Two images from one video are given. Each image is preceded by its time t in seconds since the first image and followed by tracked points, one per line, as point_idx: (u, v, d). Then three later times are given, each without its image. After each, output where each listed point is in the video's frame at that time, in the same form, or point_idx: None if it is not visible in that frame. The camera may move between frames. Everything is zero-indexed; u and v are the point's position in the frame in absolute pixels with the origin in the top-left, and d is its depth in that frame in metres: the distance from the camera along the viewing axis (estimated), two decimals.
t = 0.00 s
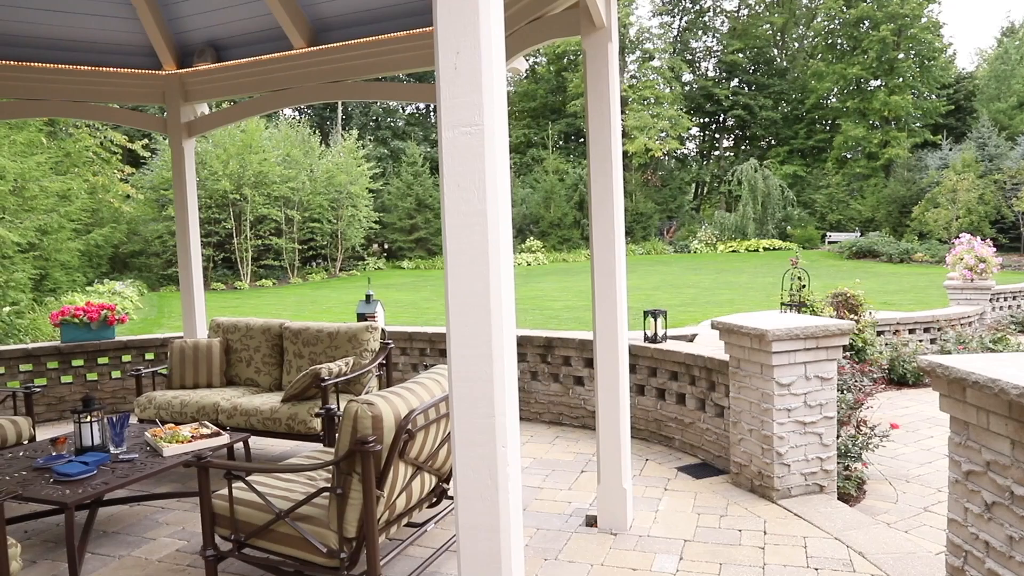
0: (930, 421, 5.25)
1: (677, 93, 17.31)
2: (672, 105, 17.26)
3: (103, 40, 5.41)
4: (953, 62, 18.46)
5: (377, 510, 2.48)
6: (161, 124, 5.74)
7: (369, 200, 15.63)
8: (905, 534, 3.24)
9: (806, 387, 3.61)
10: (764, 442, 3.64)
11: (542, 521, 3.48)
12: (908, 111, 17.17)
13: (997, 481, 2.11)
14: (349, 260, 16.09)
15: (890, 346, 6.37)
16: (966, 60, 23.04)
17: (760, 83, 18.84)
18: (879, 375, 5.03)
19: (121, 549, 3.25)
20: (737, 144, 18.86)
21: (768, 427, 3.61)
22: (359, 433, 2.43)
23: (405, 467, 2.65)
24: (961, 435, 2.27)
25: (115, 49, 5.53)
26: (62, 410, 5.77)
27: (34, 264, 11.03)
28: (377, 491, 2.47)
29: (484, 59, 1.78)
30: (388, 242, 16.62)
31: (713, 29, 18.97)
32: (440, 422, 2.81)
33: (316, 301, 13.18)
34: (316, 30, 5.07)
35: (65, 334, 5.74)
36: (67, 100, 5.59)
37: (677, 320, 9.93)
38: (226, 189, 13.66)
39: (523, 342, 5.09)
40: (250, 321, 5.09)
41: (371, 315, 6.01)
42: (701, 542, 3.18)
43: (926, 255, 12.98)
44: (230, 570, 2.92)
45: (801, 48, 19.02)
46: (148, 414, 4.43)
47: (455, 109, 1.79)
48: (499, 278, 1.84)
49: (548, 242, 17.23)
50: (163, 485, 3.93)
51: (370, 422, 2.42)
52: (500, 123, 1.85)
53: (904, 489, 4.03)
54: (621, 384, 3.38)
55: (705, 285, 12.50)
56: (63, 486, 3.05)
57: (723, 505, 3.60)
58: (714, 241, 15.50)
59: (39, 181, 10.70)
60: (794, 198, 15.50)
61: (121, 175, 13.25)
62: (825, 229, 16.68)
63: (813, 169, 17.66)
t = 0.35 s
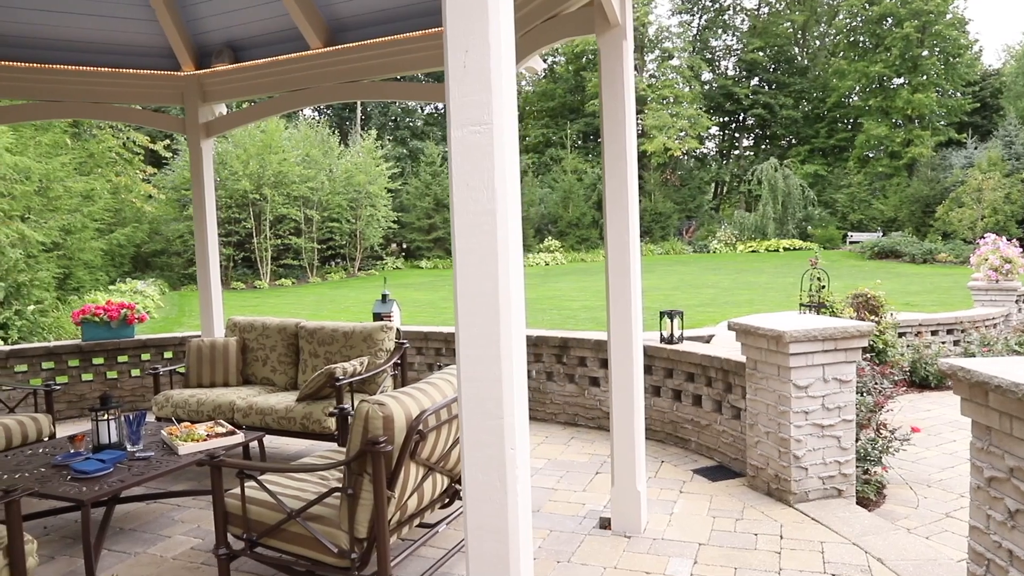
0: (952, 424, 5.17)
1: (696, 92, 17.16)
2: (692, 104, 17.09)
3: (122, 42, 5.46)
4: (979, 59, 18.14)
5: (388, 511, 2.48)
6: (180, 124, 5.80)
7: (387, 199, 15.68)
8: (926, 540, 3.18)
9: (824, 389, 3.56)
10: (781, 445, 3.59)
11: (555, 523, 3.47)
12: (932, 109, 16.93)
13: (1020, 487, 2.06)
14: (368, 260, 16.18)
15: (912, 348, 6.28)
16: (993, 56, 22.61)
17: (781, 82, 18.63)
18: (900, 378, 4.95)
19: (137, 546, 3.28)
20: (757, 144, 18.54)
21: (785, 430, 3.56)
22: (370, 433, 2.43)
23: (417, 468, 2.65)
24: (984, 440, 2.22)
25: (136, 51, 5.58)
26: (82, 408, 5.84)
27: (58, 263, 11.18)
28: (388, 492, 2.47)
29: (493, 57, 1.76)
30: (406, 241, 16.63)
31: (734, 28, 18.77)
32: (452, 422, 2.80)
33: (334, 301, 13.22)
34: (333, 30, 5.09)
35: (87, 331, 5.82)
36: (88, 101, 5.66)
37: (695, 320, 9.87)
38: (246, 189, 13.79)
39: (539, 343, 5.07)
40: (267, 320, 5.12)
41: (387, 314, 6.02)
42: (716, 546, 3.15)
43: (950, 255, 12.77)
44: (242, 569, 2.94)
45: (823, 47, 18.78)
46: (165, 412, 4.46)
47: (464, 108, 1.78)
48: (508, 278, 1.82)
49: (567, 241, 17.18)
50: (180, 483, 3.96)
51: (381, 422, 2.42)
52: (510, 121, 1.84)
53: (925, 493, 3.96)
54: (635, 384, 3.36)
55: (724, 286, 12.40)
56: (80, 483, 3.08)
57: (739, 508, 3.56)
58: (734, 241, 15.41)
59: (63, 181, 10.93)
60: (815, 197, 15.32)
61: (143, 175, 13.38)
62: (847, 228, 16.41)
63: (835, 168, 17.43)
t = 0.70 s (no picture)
0: (976, 429, 5.07)
1: (716, 91, 16.82)
2: (712, 103, 16.71)
3: (142, 44, 5.52)
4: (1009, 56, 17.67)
5: (399, 512, 2.48)
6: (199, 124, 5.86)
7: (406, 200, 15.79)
8: (948, 547, 3.12)
9: (843, 392, 3.50)
10: (799, 448, 3.54)
11: (568, 524, 3.45)
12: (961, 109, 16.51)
13: None
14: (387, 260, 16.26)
15: (934, 350, 6.18)
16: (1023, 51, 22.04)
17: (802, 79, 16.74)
18: (922, 381, 4.87)
19: (154, 543, 3.30)
20: (778, 143, 16.78)
21: (803, 432, 3.52)
22: (381, 434, 2.42)
23: (428, 468, 2.64)
24: (1007, 446, 2.16)
25: (156, 53, 5.65)
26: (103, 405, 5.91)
27: (82, 262, 11.27)
28: (399, 492, 2.47)
29: (504, 55, 1.75)
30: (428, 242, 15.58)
31: (754, 26, 18.35)
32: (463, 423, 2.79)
33: (352, 301, 13.37)
34: (350, 30, 5.15)
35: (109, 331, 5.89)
36: (110, 103, 5.74)
37: (713, 321, 9.79)
38: (266, 189, 14.44)
39: (554, 343, 5.05)
40: (283, 320, 5.15)
41: (403, 315, 6.04)
42: (732, 550, 3.11)
43: (975, 256, 12.58)
44: (256, 568, 2.95)
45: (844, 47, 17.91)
46: (182, 411, 4.50)
47: (474, 107, 1.76)
48: (518, 278, 1.81)
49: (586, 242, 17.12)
50: (197, 481, 3.99)
51: (392, 423, 2.41)
52: (521, 119, 1.82)
53: (947, 499, 3.89)
54: (651, 386, 3.32)
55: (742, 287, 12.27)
56: (98, 480, 3.12)
57: (756, 512, 3.51)
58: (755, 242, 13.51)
59: (87, 182, 11.47)
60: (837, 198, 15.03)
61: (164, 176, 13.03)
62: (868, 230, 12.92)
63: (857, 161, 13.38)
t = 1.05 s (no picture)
0: (1001, 434, 4.97)
1: (737, 90, 16.46)
2: (733, 103, 16.42)
3: (160, 46, 5.58)
4: None
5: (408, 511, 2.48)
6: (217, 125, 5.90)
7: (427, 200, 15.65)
8: (970, 554, 3.05)
9: (862, 395, 3.45)
10: (816, 452, 3.49)
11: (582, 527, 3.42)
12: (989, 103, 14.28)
13: None
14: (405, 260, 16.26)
15: (958, 352, 6.08)
16: None
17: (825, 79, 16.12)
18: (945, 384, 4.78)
19: (169, 541, 3.33)
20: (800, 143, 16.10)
21: (821, 436, 3.46)
22: (386, 434, 2.43)
23: (435, 466, 2.64)
24: None
25: (176, 55, 5.71)
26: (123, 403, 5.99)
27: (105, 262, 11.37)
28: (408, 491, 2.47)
29: (512, 54, 1.73)
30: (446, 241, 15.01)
31: (775, 24, 17.49)
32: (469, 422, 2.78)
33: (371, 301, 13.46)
34: (367, 30, 5.15)
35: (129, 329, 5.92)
36: (131, 105, 5.81)
37: (731, 322, 9.70)
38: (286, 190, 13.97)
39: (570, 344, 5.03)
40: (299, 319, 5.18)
41: (419, 315, 6.05)
42: (747, 555, 3.07)
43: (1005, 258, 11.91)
44: (269, 567, 2.96)
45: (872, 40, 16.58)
46: (199, 409, 4.55)
47: (482, 107, 1.75)
48: (526, 279, 1.78)
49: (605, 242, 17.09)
50: (213, 480, 4.01)
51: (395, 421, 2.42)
52: (530, 120, 1.80)
53: (970, 505, 3.81)
54: (666, 388, 3.27)
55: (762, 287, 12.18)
56: (114, 478, 3.14)
57: (772, 516, 3.47)
58: (775, 242, 14.41)
59: (110, 182, 11.68)
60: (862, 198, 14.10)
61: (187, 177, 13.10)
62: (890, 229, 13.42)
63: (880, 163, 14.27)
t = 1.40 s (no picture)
0: None
1: (757, 90, 16.26)
2: (754, 102, 16.07)
3: (180, 48, 5.64)
4: None
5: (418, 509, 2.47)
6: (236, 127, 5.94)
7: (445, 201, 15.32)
8: (993, 563, 2.98)
9: (882, 399, 3.39)
10: (835, 456, 3.44)
11: (596, 530, 3.39)
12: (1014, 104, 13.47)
13: None
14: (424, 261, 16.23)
15: (983, 355, 5.97)
16: None
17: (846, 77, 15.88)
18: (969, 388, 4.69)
19: (185, 540, 3.35)
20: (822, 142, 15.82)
21: (840, 440, 3.41)
22: (393, 432, 2.43)
23: (444, 464, 2.64)
24: None
25: (195, 57, 5.77)
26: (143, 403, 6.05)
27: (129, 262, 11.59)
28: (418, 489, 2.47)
29: (520, 53, 1.72)
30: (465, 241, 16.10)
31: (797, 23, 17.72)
32: (476, 419, 2.76)
33: (389, 301, 13.49)
34: (385, 31, 5.18)
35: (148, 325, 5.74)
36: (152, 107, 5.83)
37: (750, 324, 9.59)
38: (307, 190, 14.52)
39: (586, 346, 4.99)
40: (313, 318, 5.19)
41: (436, 315, 6.05)
42: (763, 560, 3.02)
43: None
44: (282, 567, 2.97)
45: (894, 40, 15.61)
46: (215, 409, 4.57)
47: (490, 108, 1.74)
48: (535, 280, 1.77)
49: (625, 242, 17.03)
50: (229, 480, 4.04)
51: (401, 419, 2.42)
52: (540, 120, 1.79)
53: (995, 512, 3.73)
54: (680, 391, 3.24)
55: (783, 288, 12.02)
56: (131, 477, 3.17)
57: (790, 521, 3.42)
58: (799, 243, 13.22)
59: (133, 183, 11.86)
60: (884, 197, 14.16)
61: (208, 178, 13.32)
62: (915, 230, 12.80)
63: (904, 161, 13.63)
